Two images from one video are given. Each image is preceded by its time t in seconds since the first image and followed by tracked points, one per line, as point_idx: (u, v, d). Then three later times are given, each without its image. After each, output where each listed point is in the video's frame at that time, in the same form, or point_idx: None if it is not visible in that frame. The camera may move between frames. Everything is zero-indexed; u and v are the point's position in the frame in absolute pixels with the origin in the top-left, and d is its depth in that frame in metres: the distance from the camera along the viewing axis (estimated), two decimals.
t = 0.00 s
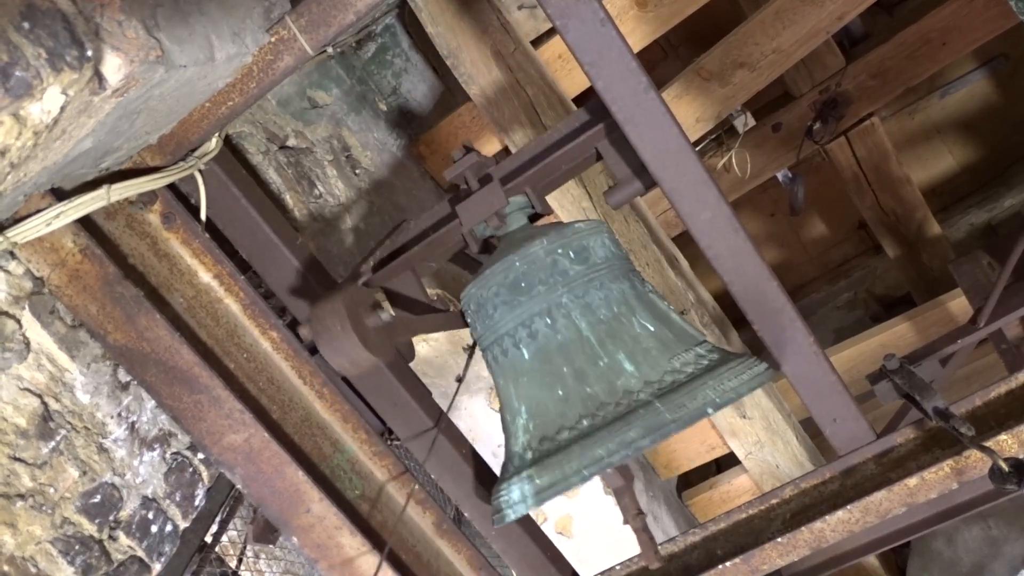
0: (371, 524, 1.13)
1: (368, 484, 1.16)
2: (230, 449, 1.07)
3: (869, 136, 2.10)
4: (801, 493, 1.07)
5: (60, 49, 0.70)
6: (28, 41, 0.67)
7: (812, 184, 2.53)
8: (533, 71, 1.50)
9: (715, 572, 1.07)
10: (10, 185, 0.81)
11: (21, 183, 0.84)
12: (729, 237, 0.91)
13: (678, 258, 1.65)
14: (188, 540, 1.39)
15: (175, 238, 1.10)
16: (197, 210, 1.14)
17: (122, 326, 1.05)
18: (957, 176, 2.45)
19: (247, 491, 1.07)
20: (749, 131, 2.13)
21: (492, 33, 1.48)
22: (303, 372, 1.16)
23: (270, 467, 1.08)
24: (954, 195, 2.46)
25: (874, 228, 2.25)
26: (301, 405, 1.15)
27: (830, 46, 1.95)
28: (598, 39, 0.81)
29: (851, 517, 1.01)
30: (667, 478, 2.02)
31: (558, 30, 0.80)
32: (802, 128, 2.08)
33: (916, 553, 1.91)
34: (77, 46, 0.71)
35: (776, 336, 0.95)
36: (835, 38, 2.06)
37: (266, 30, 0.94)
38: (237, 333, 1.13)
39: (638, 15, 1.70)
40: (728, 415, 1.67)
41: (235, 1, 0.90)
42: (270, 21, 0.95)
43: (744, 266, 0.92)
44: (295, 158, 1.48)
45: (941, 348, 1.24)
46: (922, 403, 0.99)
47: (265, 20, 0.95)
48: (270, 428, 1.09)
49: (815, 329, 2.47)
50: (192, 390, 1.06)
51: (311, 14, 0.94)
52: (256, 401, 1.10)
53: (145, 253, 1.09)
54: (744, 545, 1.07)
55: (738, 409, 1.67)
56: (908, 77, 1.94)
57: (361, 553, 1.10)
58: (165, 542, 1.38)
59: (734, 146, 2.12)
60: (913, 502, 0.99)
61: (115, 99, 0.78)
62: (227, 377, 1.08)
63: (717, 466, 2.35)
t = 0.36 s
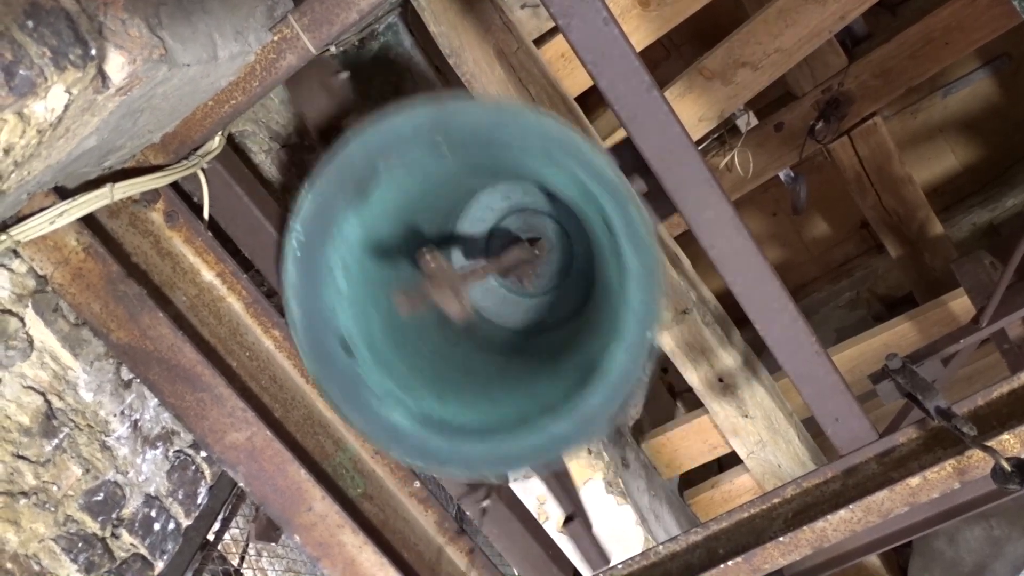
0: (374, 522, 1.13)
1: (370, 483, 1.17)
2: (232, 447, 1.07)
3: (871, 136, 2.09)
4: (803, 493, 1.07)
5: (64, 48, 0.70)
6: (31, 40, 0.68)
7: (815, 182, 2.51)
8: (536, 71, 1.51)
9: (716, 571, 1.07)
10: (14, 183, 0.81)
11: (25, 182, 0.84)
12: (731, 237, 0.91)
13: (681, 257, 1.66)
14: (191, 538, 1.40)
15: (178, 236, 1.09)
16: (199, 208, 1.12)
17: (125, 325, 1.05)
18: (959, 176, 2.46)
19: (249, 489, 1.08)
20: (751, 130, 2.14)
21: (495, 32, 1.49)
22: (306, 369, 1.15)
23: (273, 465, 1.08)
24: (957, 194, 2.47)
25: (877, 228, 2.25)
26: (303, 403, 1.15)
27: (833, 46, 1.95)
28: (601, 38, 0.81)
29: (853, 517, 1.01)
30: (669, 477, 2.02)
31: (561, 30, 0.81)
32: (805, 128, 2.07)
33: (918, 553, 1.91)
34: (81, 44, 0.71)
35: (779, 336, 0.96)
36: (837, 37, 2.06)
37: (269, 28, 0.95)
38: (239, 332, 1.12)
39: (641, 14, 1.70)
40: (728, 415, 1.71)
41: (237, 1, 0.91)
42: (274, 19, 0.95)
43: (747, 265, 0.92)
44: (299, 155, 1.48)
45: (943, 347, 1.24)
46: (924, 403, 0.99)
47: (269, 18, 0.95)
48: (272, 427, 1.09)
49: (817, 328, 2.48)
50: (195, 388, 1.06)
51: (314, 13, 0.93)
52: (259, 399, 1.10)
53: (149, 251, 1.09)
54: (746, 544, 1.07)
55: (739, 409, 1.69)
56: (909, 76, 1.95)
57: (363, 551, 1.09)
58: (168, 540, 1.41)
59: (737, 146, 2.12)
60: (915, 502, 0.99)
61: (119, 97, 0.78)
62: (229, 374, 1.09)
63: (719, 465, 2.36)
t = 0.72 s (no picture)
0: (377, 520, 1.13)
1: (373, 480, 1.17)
2: (236, 444, 1.07)
3: (874, 134, 2.09)
4: (806, 490, 1.07)
5: (68, 44, 0.70)
6: (35, 37, 0.68)
7: (818, 182, 2.50)
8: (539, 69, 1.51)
9: (719, 569, 1.07)
10: (17, 180, 0.82)
11: (29, 178, 0.84)
12: (733, 234, 0.91)
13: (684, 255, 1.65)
14: (193, 536, 1.40)
15: (181, 234, 1.11)
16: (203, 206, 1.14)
17: (129, 322, 1.05)
18: (961, 175, 2.46)
19: (252, 486, 1.08)
20: (754, 128, 2.14)
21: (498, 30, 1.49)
22: (309, 367, 1.17)
23: (276, 463, 1.08)
24: (959, 193, 2.48)
25: (880, 226, 2.24)
26: (306, 401, 1.16)
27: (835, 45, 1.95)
28: (603, 35, 0.81)
29: (856, 514, 1.01)
30: (671, 476, 2.02)
31: (563, 26, 0.81)
32: (808, 127, 2.07)
33: (920, 551, 1.91)
34: (84, 41, 0.71)
35: (781, 333, 0.96)
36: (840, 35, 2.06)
37: (272, 26, 0.94)
38: (242, 329, 1.13)
39: (643, 12, 1.69)
40: (731, 413, 1.71)
41: None
42: (276, 17, 0.95)
43: (749, 262, 0.92)
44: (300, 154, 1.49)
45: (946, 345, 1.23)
46: (927, 401, 0.99)
47: (272, 16, 0.94)
48: (275, 424, 1.09)
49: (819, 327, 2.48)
50: (198, 385, 1.06)
51: (317, 11, 0.94)
52: (261, 397, 1.10)
53: (152, 248, 1.09)
54: (748, 542, 1.07)
55: (742, 407, 1.70)
56: (912, 75, 1.94)
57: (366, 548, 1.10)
58: (172, 537, 1.42)
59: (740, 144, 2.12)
60: (918, 499, 0.99)
61: (122, 94, 0.78)
62: (231, 371, 1.09)
63: (721, 463, 2.36)
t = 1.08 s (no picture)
0: (379, 518, 1.14)
1: (375, 478, 1.17)
2: (239, 442, 1.07)
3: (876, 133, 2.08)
4: (807, 489, 1.07)
5: (72, 42, 0.70)
6: (40, 35, 0.68)
7: (819, 181, 2.49)
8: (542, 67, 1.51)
9: (721, 567, 1.07)
10: (21, 178, 0.82)
11: (32, 177, 0.85)
12: (737, 233, 0.91)
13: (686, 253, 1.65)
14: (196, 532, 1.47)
15: (184, 231, 1.09)
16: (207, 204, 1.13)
17: (131, 320, 1.06)
18: (963, 174, 2.46)
19: (255, 484, 1.08)
20: (756, 126, 2.12)
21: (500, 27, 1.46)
22: (310, 364, 1.15)
23: (279, 461, 1.08)
24: (960, 192, 2.48)
25: (882, 225, 2.24)
26: (308, 399, 1.15)
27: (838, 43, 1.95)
28: (606, 34, 0.81)
29: (858, 513, 1.01)
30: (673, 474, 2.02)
31: (565, 24, 0.80)
32: (811, 125, 2.07)
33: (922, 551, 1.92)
34: (88, 39, 0.71)
35: (784, 331, 0.95)
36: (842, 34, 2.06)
37: (275, 24, 0.95)
38: (245, 327, 1.12)
39: (645, 10, 1.69)
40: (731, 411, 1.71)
41: None
42: (280, 15, 0.95)
43: (753, 261, 0.92)
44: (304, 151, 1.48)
45: (948, 343, 1.24)
46: (929, 400, 0.99)
47: (275, 15, 0.95)
48: (279, 423, 1.10)
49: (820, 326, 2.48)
50: (201, 383, 1.07)
51: (320, 8, 0.94)
52: (265, 395, 1.11)
53: (155, 246, 1.09)
54: (750, 541, 1.07)
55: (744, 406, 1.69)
56: (914, 73, 1.94)
57: (368, 546, 1.10)
58: (174, 535, 1.43)
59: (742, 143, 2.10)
60: (920, 498, 0.99)
61: (126, 92, 0.79)
62: (234, 369, 1.09)
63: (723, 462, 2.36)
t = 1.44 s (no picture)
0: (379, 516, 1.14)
1: (376, 476, 1.16)
2: (240, 440, 1.07)
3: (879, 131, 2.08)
4: (808, 488, 1.07)
5: (71, 39, 0.70)
6: (40, 31, 0.68)
7: (821, 179, 2.51)
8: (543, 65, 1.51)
9: (720, 566, 1.07)
10: (21, 175, 0.82)
11: (32, 174, 0.85)
12: (738, 231, 0.91)
13: (688, 252, 1.65)
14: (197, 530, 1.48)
15: (184, 229, 1.10)
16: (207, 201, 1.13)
17: (132, 317, 1.06)
18: (966, 172, 2.45)
19: (256, 482, 1.08)
20: (759, 124, 2.12)
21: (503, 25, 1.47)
22: (312, 363, 1.15)
23: (280, 458, 1.08)
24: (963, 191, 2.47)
25: (884, 224, 2.24)
26: (309, 397, 1.15)
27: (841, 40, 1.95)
28: (607, 31, 0.80)
29: (859, 512, 1.01)
30: (674, 472, 2.03)
31: (567, 23, 0.80)
32: (812, 124, 2.07)
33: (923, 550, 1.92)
34: (88, 36, 0.71)
35: (785, 330, 0.95)
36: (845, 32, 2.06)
37: (275, 22, 0.95)
38: (246, 324, 1.13)
39: (647, 9, 1.69)
40: (732, 410, 1.70)
41: None
42: (280, 13, 0.96)
43: (754, 259, 0.92)
44: (305, 150, 1.48)
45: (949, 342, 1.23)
46: (930, 399, 0.99)
47: (275, 12, 0.96)
48: (280, 421, 1.10)
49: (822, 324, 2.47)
50: (201, 380, 1.07)
51: (321, 6, 0.93)
52: (265, 393, 1.10)
53: (155, 244, 1.09)
54: (750, 539, 1.07)
55: (745, 405, 1.69)
56: (916, 72, 1.93)
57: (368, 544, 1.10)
58: (174, 532, 1.42)
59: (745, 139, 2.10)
60: (921, 497, 0.99)
61: (125, 90, 0.78)
62: (235, 367, 1.09)
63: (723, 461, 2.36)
